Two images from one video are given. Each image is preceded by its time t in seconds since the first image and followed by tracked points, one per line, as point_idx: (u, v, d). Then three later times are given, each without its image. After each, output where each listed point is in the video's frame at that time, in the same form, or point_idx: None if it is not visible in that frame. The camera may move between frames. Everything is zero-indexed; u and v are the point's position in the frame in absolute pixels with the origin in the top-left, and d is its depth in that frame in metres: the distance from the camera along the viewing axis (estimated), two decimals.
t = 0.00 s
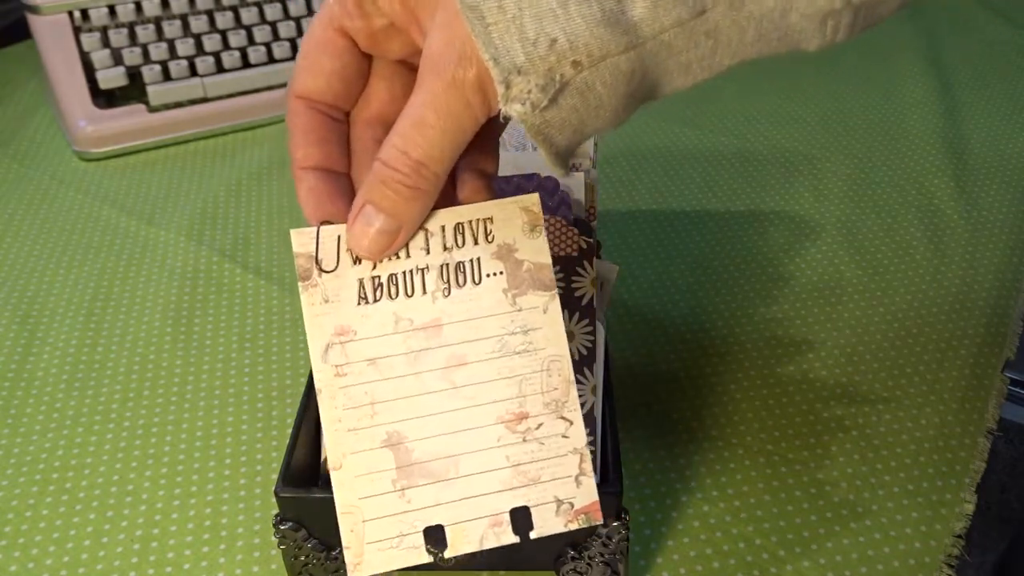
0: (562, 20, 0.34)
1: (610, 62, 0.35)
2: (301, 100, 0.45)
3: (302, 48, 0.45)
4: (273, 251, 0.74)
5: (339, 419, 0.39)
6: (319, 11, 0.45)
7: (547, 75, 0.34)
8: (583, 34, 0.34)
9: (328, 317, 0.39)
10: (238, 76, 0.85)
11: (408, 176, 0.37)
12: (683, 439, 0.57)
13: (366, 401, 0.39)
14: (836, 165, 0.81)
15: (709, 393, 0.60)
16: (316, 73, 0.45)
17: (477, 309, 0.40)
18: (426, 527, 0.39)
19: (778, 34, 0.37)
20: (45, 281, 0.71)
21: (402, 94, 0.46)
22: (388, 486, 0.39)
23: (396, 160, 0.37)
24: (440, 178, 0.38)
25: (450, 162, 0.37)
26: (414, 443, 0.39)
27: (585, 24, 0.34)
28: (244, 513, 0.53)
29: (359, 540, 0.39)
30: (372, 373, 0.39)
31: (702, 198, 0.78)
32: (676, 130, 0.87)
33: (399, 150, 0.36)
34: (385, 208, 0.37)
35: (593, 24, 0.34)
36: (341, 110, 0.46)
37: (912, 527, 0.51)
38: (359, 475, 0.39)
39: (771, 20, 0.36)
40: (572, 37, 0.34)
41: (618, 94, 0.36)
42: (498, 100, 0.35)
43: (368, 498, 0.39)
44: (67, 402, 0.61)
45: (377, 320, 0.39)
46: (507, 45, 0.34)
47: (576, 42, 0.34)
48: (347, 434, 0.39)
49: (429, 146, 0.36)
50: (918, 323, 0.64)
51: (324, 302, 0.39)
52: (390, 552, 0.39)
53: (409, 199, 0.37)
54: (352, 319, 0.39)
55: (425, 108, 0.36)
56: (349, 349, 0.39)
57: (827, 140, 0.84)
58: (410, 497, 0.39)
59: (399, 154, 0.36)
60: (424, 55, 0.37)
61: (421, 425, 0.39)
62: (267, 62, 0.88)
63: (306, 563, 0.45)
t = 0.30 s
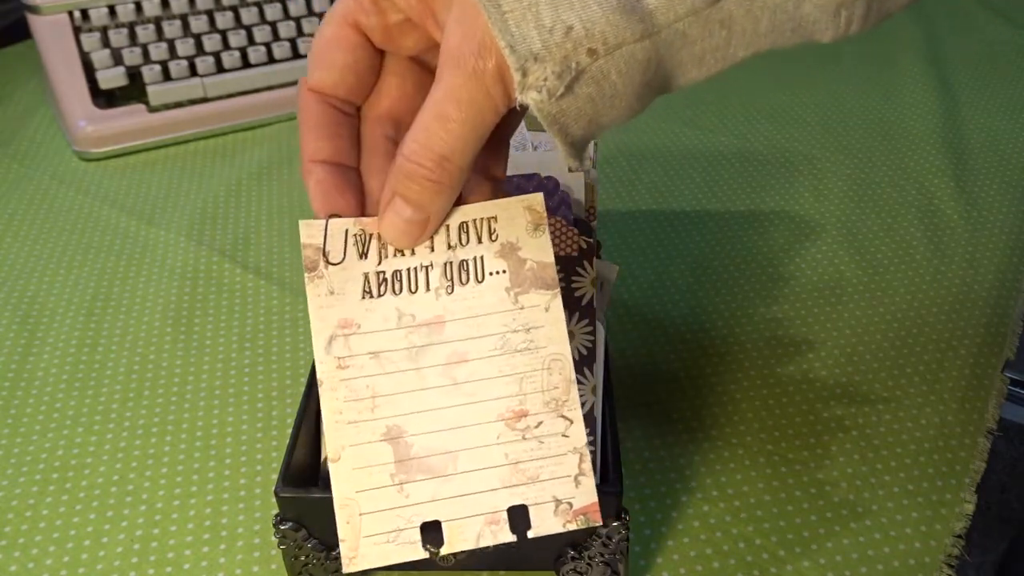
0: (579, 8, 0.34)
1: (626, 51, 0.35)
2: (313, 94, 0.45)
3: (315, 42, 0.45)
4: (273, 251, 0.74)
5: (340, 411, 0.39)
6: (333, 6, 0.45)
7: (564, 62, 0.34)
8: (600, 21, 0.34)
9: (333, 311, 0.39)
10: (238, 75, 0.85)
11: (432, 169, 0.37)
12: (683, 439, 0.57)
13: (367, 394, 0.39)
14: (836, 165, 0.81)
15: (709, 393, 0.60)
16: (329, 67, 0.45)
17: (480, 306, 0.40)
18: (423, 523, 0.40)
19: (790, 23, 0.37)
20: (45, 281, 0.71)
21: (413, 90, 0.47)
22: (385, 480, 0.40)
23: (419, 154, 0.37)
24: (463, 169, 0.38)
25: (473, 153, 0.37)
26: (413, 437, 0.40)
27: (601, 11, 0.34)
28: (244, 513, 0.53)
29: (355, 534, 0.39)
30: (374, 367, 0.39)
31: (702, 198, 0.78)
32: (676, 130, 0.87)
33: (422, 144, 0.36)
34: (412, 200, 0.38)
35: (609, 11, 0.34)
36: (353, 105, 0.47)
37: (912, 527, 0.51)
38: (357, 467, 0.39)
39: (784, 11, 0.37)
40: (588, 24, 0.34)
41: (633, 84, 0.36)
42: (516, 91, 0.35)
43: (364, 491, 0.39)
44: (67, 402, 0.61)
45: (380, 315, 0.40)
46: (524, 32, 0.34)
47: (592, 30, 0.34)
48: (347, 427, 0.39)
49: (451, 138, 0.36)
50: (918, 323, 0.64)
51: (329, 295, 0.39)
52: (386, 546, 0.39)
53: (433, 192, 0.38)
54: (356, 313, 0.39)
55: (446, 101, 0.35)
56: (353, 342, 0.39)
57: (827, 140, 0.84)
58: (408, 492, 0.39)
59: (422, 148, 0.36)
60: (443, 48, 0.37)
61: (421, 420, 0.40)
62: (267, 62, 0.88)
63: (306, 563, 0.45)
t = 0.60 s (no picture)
0: (572, 25, 0.34)
1: (620, 66, 0.35)
2: (320, 108, 0.46)
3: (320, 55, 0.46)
4: (273, 252, 0.74)
5: (344, 416, 0.40)
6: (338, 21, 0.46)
7: (559, 77, 0.34)
8: (593, 37, 0.34)
9: (337, 318, 0.40)
10: (238, 76, 0.85)
11: (433, 181, 0.37)
12: (683, 439, 0.57)
13: (370, 399, 0.40)
14: (836, 165, 0.81)
15: (709, 393, 0.60)
16: (335, 82, 0.45)
17: (480, 314, 0.40)
18: (423, 525, 0.40)
19: (784, 39, 0.38)
20: (45, 281, 0.71)
21: (416, 104, 0.47)
22: (387, 483, 0.40)
23: (420, 166, 0.37)
24: (464, 181, 0.38)
25: (473, 164, 0.38)
26: (415, 442, 0.40)
27: (595, 27, 0.35)
28: (244, 513, 0.53)
29: (358, 536, 0.39)
30: (377, 374, 0.40)
31: (702, 198, 0.78)
32: (677, 130, 0.87)
33: (423, 156, 0.37)
34: (414, 211, 0.38)
35: (602, 27, 0.35)
36: (358, 118, 0.47)
37: (912, 527, 0.51)
38: (360, 471, 0.40)
39: (777, 26, 0.37)
40: (582, 40, 0.34)
41: (627, 99, 0.36)
42: (513, 105, 0.35)
43: (367, 494, 0.39)
44: (67, 402, 0.61)
45: (383, 321, 0.40)
46: (519, 49, 0.34)
47: (586, 46, 0.34)
48: (350, 432, 0.40)
49: (452, 151, 0.36)
50: (918, 323, 0.65)
51: (333, 303, 0.40)
52: (387, 548, 0.39)
53: (434, 203, 0.38)
54: (360, 320, 0.40)
55: (446, 114, 0.36)
56: (356, 349, 0.40)
57: (827, 140, 0.84)
58: (409, 495, 0.40)
59: (423, 161, 0.37)
60: (445, 62, 0.37)
61: (422, 424, 0.40)
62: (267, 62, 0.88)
63: (306, 563, 0.45)
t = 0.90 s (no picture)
0: (570, 48, 0.35)
1: (618, 88, 0.36)
2: (325, 131, 0.48)
3: (327, 81, 0.48)
4: (273, 252, 0.74)
5: (354, 435, 0.40)
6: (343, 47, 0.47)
7: (558, 101, 0.36)
8: (591, 60, 0.35)
9: (344, 339, 0.41)
10: (238, 75, 0.85)
11: (438, 202, 0.38)
12: (683, 439, 0.57)
13: (379, 418, 0.40)
14: (835, 165, 0.81)
15: (708, 394, 0.60)
16: (339, 106, 0.47)
17: (486, 331, 0.41)
18: (435, 542, 0.40)
19: (782, 56, 0.37)
20: (45, 281, 0.71)
21: (420, 125, 0.49)
22: (398, 501, 0.40)
23: (425, 187, 0.38)
24: (468, 201, 0.39)
25: (477, 185, 0.39)
26: (425, 459, 0.40)
27: (592, 50, 0.35)
28: (244, 513, 0.53)
29: (370, 554, 0.39)
30: (385, 393, 0.40)
31: (702, 198, 0.78)
32: (677, 131, 0.87)
33: (428, 178, 0.38)
34: (420, 232, 0.39)
35: (599, 50, 0.35)
36: (363, 141, 0.49)
37: (912, 528, 0.51)
38: (370, 490, 0.40)
39: (774, 42, 0.37)
40: (580, 64, 0.35)
41: (626, 119, 0.37)
42: (513, 130, 0.36)
43: (378, 512, 0.40)
44: (67, 402, 0.61)
45: (390, 341, 0.41)
46: (518, 74, 0.35)
47: (584, 69, 0.35)
48: (360, 450, 0.40)
49: (455, 173, 0.38)
50: (918, 323, 0.64)
51: (340, 323, 0.41)
52: (400, 565, 0.39)
53: (439, 224, 0.39)
54: (367, 340, 0.41)
55: (449, 138, 0.37)
56: (364, 368, 0.40)
57: (827, 140, 0.84)
58: (420, 512, 0.40)
59: (428, 182, 0.38)
60: (447, 86, 0.38)
61: (431, 442, 0.40)
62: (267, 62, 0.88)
63: (306, 563, 0.45)
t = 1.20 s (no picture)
0: (564, 45, 0.35)
1: (611, 84, 0.36)
2: (320, 124, 0.48)
3: (322, 72, 0.48)
4: (273, 252, 0.74)
5: (349, 426, 0.40)
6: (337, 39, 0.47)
7: (551, 97, 0.35)
8: (584, 57, 0.35)
9: (339, 329, 0.41)
10: (238, 76, 0.85)
11: (432, 195, 0.38)
12: (683, 438, 0.57)
13: (374, 408, 0.40)
14: (835, 165, 0.81)
15: (709, 394, 0.60)
16: (334, 100, 0.47)
17: (481, 322, 0.41)
18: (430, 530, 0.40)
19: (774, 52, 0.38)
20: (45, 281, 0.71)
21: (415, 117, 0.49)
22: (393, 489, 0.40)
23: (420, 181, 0.38)
24: (462, 195, 0.39)
25: (471, 179, 0.39)
26: (419, 449, 0.40)
27: (585, 47, 0.35)
28: (244, 513, 0.53)
29: (365, 542, 0.39)
30: (379, 383, 0.40)
31: (702, 198, 0.78)
32: (676, 130, 0.87)
33: (422, 172, 0.38)
34: (415, 225, 0.39)
35: (592, 46, 0.35)
36: (358, 133, 0.49)
37: (912, 528, 0.51)
38: (366, 479, 0.40)
39: (767, 39, 0.38)
40: (573, 60, 0.35)
41: (619, 114, 0.37)
42: (506, 123, 0.36)
43: (375, 501, 0.40)
44: (67, 402, 0.61)
45: (385, 332, 0.41)
46: (511, 70, 0.35)
47: (577, 65, 0.35)
48: (355, 440, 0.40)
49: (449, 167, 0.38)
50: (918, 323, 0.65)
51: (335, 314, 0.41)
52: (394, 553, 0.39)
53: (433, 218, 0.39)
54: (362, 331, 0.41)
55: (443, 132, 0.37)
56: (359, 359, 0.40)
57: (826, 140, 0.84)
58: (415, 501, 0.40)
59: (422, 176, 0.38)
60: (441, 81, 0.38)
61: (425, 432, 0.40)
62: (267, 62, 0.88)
63: (306, 563, 0.45)
